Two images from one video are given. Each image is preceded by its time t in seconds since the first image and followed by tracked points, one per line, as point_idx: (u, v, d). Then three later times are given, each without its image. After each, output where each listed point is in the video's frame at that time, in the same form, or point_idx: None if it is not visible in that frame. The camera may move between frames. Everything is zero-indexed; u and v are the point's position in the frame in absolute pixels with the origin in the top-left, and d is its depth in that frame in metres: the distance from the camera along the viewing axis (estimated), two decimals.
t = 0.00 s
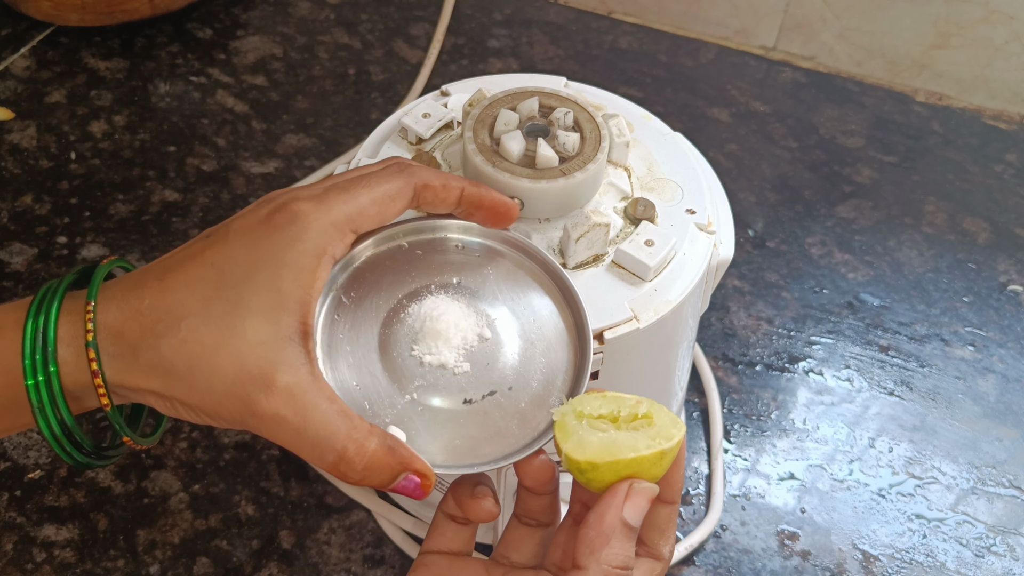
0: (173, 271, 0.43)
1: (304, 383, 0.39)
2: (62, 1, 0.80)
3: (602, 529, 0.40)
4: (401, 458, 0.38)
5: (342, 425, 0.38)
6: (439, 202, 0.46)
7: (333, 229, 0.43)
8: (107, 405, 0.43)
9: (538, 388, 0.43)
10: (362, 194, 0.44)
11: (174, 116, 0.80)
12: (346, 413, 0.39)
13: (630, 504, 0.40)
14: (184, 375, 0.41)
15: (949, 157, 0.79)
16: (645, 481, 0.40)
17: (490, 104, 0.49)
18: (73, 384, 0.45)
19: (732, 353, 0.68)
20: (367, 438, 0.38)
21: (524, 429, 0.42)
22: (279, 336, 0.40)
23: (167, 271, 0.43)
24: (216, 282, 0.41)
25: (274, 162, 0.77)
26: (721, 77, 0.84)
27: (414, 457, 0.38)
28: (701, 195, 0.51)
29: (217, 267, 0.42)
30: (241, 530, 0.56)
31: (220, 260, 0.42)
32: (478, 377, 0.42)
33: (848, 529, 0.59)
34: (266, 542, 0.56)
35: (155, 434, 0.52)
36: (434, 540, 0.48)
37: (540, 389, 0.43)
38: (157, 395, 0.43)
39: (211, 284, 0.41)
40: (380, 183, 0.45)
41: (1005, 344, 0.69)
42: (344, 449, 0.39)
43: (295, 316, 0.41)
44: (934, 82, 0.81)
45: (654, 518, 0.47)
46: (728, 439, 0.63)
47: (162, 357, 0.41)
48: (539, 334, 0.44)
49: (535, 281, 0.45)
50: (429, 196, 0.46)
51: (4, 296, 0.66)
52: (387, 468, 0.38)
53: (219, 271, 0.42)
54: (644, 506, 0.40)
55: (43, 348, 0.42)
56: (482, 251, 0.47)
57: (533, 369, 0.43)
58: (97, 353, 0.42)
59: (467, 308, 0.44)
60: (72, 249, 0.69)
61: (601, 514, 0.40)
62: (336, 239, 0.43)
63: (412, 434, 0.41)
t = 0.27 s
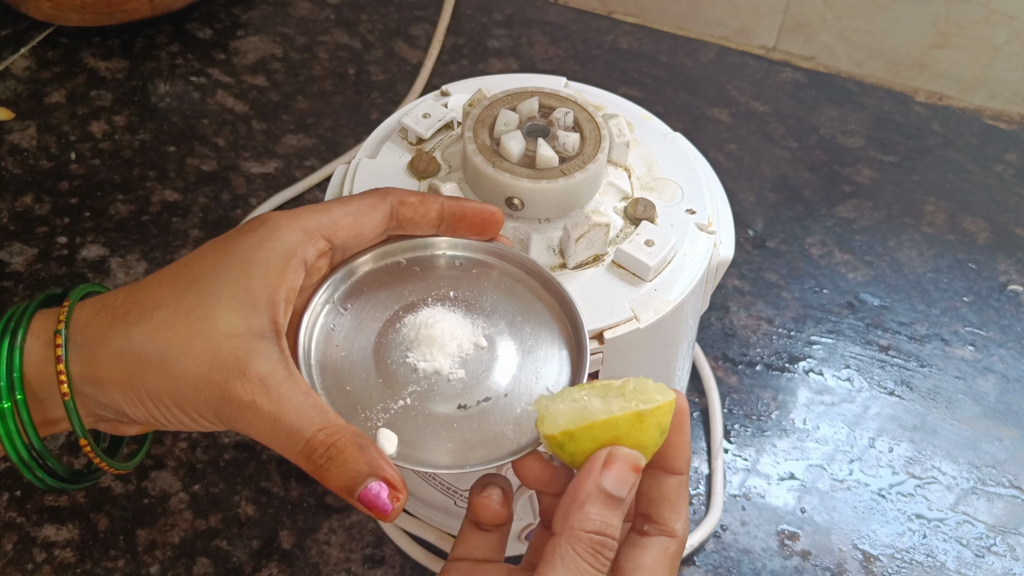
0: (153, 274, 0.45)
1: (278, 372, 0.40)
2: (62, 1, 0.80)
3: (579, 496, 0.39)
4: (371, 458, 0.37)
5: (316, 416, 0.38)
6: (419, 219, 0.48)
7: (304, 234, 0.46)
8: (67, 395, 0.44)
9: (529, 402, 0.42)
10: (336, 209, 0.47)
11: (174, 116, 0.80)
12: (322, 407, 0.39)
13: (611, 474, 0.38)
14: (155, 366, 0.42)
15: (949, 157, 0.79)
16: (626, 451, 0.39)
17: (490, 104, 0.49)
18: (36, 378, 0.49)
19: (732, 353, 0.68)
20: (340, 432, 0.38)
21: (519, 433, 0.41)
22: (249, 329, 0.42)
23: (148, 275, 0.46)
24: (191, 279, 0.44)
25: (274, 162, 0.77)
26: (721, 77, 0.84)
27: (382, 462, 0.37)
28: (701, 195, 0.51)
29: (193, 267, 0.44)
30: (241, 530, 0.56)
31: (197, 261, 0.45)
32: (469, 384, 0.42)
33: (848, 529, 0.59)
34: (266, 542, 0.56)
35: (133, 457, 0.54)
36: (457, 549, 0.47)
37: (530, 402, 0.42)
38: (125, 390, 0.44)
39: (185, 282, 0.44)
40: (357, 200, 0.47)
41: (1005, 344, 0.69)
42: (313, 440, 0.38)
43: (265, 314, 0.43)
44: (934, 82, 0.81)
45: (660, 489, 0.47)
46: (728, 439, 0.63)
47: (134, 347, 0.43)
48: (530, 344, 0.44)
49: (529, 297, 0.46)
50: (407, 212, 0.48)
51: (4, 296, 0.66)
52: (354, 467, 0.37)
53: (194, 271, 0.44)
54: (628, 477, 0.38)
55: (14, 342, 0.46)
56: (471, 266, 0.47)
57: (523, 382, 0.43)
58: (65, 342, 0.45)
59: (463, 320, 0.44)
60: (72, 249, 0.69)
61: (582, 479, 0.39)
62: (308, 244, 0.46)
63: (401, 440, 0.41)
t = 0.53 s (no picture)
0: (148, 268, 0.45)
1: (273, 365, 0.40)
2: (62, 1, 0.80)
3: (562, 498, 0.39)
4: (370, 445, 0.37)
5: (312, 406, 0.38)
6: (410, 204, 0.48)
7: (296, 227, 0.46)
8: (64, 388, 0.45)
9: (526, 394, 0.42)
10: (327, 200, 0.47)
11: (174, 116, 0.80)
12: (318, 397, 0.39)
13: (600, 485, 0.38)
14: (152, 358, 0.42)
15: (949, 157, 0.79)
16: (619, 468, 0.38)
17: (490, 104, 0.49)
18: (36, 371, 0.49)
19: (732, 353, 0.68)
20: (337, 420, 0.38)
21: (511, 429, 0.41)
22: (244, 322, 0.42)
23: (142, 268, 0.46)
24: (184, 272, 0.44)
25: (274, 163, 0.77)
26: (721, 77, 0.84)
27: (380, 449, 0.38)
28: (701, 195, 0.51)
29: (186, 260, 0.44)
30: (241, 530, 0.56)
31: (190, 254, 0.45)
32: (466, 376, 0.42)
33: (848, 529, 0.59)
34: (266, 542, 0.56)
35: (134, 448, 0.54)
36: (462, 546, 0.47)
37: (527, 395, 0.43)
38: (123, 384, 0.44)
39: (177, 276, 0.44)
40: (348, 188, 0.48)
41: (1005, 344, 0.69)
42: (311, 428, 0.38)
43: (259, 308, 0.43)
44: (933, 82, 0.81)
45: (658, 495, 0.46)
46: (728, 439, 0.63)
47: (129, 340, 0.43)
48: (527, 333, 0.44)
49: (527, 286, 0.46)
50: (399, 197, 0.48)
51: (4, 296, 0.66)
52: (352, 455, 0.37)
53: (187, 264, 0.44)
54: (616, 493, 0.38)
55: (12, 336, 0.46)
56: (469, 256, 0.47)
57: (521, 374, 0.43)
58: (63, 335, 0.45)
59: (461, 311, 0.44)
60: (72, 250, 0.69)
61: (571, 479, 0.39)
62: (301, 236, 0.46)
63: (397, 430, 0.41)
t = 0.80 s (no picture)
0: (146, 266, 0.46)
1: (266, 365, 0.40)
2: (62, 1, 0.80)
3: (579, 508, 0.40)
4: (360, 445, 0.37)
5: (304, 405, 0.38)
6: (406, 201, 0.49)
7: (292, 228, 0.46)
8: (62, 383, 0.45)
9: (520, 398, 0.42)
10: (322, 200, 0.47)
11: (174, 116, 0.80)
12: (310, 396, 0.39)
13: (614, 502, 0.39)
14: (147, 356, 0.42)
15: (950, 157, 0.79)
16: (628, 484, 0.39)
17: (490, 104, 0.49)
18: (33, 366, 0.50)
19: (732, 353, 0.68)
20: (328, 419, 0.38)
21: (501, 435, 0.41)
22: (238, 322, 0.42)
23: (141, 267, 0.46)
24: (181, 270, 0.44)
25: (274, 163, 0.77)
26: (721, 77, 0.84)
27: (371, 449, 0.37)
28: (701, 195, 0.51)
29: (183, 259, 0.44)
30: (241, 530, 0.56)
31: (187, 253, 0.45)
32: (459, 379, 0.43)
33: (848, 529, 0.59)
34: (266, 542, 0.56)
35: (129, 444, 0.54)
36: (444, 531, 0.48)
37: (522, 398, 0.43)
38: (119, 381, 0.44)
39: (174, 274, 0.44)
40: (344, 187, 0.48)
41: (1005, 344, 0.69)
42: (302, 427, 0.38)
43: (254, 308, 0.43)
44: (934, 82, 0.81)
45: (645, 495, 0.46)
46: (728, 439, 0.63)
47: (125, 337, 0.43)
48: (522, 336, 0.44)
49: (523, 289, 0.46)
50: (394, 195, 0.48)
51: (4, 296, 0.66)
52: (342, 454, 0.37)
53: (184, 263, 0.44)
54: (629, 510, 0.38)
55: (12, 329, 0.46)
56: (468, 259, 0.47)
57: (515, 377, 0.43)
58: (61, 332, 0.45)
59: (458, 314, 0.44)
60: (72, 250, 0.69)
61: (586, 489, 0.40)
62: (297, 237, 0.46)
63: (388, 431, 0.41)
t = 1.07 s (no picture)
0: (147, 264, 0.46)
1: (266, 363, 0.40)
2: (62, 1, 0.80)
3: (598, 505, 0.40)
4: (360, 442, 0.37)
5: (304, 403, 0.38)
6: (407, 201, 0.49)
7: (293, 226, 0.46)
8: (63, 379, 0.45)
9: (520, 398, 0.42)
10: (324, 199, 0.47)
11: (174, 116, 0.80)
12: (310, 394, 0.39)
13: (631, 500, 0.39)
14: (147, 353, 0.43)
15: (950, 157, 0.79)
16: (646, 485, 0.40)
17: (489, 104, 0.49)
18: (33, 362, 0.50)
19: (733, 353, 0.68)
20: (328, 417, 0.38)
21: (501, 435, 0.41)
22: (239, 319, 0.42)
23: (142, 264, 0.46)
24: (181, 268, 0.44)
25: (274, 163, 0.77)
26: (721, 77, 0.84)
27: (370, 446, 0.37)
28: (701, 195, 0.51)
29: (184, 256, 0.44)
30: (241, 530, 0.56)
31: (188, 251, 0.45)
32: (459, 379, 0.42)
33: (849, 529, 0.59)
34: (266, 542, 0.56)
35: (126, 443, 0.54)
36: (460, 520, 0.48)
37: (522, 398, 0.43)
38: (119, 378, 0.45)
39: (175, 272, 0.44)
40: (345, 187, 0.48)
41: (1005, 344, 0.69)
42: (302, 424, 0.38)
43: (255, 306, 0.43)
44: (933, 82, 0.81)
45: (674, 499, 0.47)
46: (728, 439, 0.63)
47: (125, 334, 0.43)
48: (522, 335, 0.44)
49: (524, 289, 0.46)
50: (395, 195, 0.48)
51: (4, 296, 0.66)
52: (342, 451, 0.37)
53: (185, 260, 0.44)
54: (646, 509, 0.39)
55: (12, 327, 0.46)
56: (469, 258, 0.47)
57: (516, 377, 0.43)
58: (61, 329, 0.45)
59: (458, 314, 0.44)
60: (72, 250, 0.69)
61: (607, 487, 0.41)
62: (297, 235, 0.46)
63: (388, 430, 0.41)
